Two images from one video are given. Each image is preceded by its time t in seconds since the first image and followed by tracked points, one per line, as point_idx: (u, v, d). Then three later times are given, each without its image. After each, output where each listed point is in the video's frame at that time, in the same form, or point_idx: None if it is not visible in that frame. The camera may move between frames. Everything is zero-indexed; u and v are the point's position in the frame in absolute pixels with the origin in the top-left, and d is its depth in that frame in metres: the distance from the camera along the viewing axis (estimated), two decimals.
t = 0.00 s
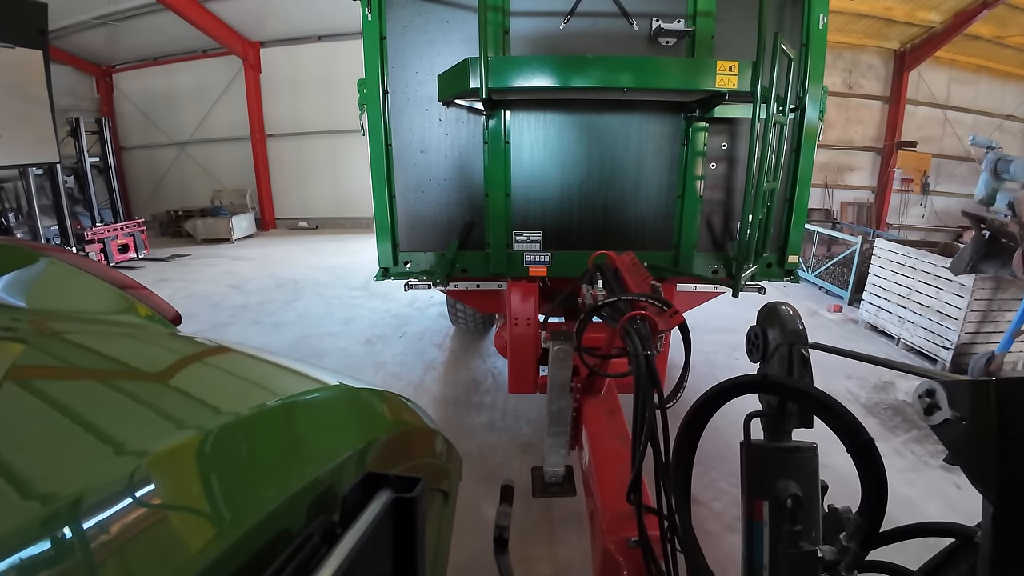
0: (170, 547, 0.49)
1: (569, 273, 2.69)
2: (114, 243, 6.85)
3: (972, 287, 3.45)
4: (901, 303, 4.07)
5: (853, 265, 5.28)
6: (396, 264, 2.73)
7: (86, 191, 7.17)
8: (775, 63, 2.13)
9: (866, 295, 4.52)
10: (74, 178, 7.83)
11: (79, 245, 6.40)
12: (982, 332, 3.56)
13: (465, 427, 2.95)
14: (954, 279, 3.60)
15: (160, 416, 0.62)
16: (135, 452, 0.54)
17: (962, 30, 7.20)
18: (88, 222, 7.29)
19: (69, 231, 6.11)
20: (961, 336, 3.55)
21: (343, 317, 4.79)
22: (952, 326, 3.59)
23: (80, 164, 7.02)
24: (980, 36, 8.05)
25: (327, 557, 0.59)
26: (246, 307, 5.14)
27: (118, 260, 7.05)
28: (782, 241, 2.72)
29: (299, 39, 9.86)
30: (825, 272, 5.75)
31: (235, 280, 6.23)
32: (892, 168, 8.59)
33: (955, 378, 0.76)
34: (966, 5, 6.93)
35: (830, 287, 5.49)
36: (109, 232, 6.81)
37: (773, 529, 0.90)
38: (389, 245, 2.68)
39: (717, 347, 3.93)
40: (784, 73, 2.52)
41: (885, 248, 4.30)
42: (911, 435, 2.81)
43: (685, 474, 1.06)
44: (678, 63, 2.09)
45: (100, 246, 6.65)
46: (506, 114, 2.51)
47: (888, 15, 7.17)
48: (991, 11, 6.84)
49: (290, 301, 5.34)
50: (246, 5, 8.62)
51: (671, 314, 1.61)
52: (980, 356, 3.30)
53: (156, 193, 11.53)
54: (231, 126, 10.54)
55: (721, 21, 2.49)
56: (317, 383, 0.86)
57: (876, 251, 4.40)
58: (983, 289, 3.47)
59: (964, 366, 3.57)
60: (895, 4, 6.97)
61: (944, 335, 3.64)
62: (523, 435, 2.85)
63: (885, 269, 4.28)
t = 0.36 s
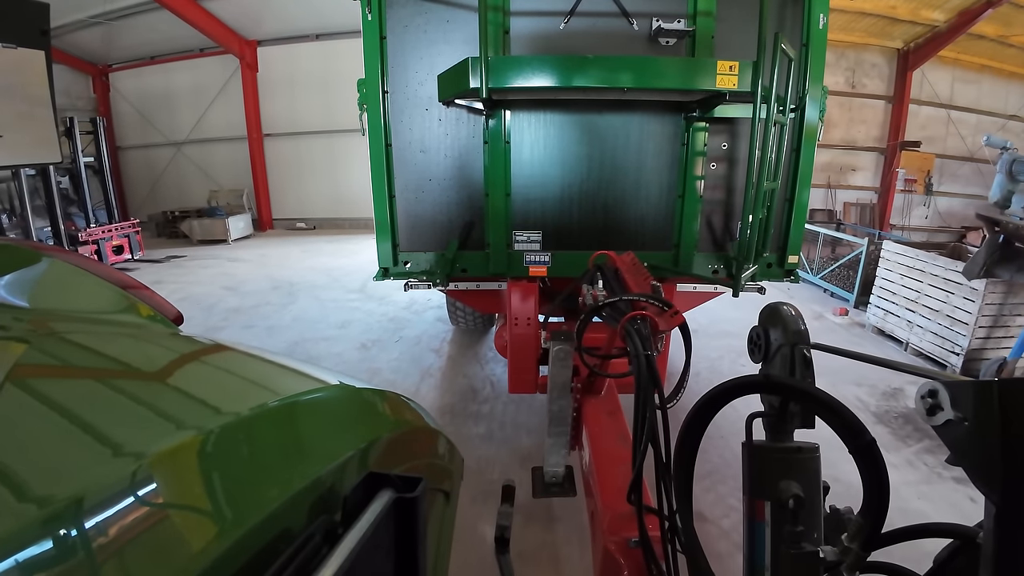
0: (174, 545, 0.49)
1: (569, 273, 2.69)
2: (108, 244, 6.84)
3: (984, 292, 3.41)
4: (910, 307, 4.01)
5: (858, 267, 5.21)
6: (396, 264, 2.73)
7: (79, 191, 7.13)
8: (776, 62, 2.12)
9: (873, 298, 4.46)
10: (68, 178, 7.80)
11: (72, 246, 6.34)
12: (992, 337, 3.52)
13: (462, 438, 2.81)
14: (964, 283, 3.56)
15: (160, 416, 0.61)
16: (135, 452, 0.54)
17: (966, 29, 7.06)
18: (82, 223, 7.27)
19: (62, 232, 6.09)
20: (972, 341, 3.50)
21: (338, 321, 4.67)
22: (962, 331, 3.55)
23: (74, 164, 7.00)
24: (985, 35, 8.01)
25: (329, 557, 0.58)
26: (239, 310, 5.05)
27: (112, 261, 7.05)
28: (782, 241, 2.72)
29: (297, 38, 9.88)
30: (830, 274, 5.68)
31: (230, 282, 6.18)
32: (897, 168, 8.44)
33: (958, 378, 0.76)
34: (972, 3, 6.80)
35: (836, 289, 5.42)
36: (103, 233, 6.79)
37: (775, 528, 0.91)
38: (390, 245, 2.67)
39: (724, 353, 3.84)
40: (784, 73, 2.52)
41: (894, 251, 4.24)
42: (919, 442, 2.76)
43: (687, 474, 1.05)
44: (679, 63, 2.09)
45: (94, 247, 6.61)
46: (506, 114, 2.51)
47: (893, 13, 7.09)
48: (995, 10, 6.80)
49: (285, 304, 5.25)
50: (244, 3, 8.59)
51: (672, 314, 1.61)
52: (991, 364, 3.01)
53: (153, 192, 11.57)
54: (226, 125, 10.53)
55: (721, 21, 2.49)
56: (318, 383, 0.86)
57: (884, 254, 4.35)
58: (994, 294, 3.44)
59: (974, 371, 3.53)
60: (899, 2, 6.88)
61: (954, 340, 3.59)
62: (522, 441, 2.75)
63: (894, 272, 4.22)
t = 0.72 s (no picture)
0: (172, 545, 0.49)
1: (568, 273, 2.70)
2: (102, 246, 6.83)
3: (996, 297, 3.36)
4: (918, 311, 3.96)
5: (865, 269, 5.14)
6: (396, 264, 2.73)
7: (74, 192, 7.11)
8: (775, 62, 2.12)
9: (879, 301, 4.40)
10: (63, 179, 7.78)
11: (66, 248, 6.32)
12: (1003, 342, 3.48)
13: (460, 443, 2.77)
14: (975, 288, 3.51)
15: (155, 416, 0.61)
16: (131, 454, 0.53)
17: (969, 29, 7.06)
18: (77, 224, 7.25)
19: (55, 233, 6.06)
20: (983, 347, 3.46)
21: (333, 324, 4.59)
22: (973, 336, 3.50)
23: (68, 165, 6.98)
24: (989, 34, 7.99)
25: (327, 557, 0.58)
26: (235, 313, 5.01)
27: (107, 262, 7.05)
28: (782, 241, 2.72)
29: (294, 37, 9.87)
30: (834, 276, 5.60)
31: (225, 284, 6.13)
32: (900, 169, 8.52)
33: (956, 378, 0.76)
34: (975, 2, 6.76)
35: (841, 291, 5.36)
36: (97, 235, 6.78)
37: (773, 529, 0.91)
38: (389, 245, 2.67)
39: (727, 358, 3.76)
40: (784, 73, 2.51)
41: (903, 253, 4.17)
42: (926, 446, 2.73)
43: (685, 474, 1.05)
44: (679, 63, 2.09)
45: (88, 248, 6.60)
46: (506, 114, 2.51)
47: (895, 11, 6.99)
48: (998, 9, 6.79)
49: (280, 307, 5.17)
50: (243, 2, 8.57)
51: (670, 314, 1.61)
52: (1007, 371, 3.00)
53: (149, 193, 11.54)
54: (224, 125, 10.52)
55: (721, 21, 2.49)
56: (317, 383, 0.86)
57: (891, 256, 4.29)
58: (1006, 299, 3.39)
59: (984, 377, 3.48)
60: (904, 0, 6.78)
61: (964, 345, 3.54)
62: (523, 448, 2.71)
63: (902, 275, 4.15)
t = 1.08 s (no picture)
0: (171, 548, 0.49)
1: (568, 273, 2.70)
2: (96, 247, 6.82)
3: (1008, 301, 3.27)
4: (927, 315, 3.87)
5: (871, 272, 5.08)
6: (396, 264, 2.73)
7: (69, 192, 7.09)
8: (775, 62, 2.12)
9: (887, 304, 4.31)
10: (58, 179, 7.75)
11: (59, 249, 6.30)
12: (1015, 348, 3.39)
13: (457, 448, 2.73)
14: (986, 292, 3.43)
15: (153, 417, 0.61)
16: (128, 456, 0.53)
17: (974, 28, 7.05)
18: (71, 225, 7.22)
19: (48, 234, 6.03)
20: (994, 352, 3.38)
21: (328, 329, 4.50)
22: (984, 341, 3.41)
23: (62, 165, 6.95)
24: (993, 33, 7.97)
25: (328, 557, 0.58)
26: (229, 316, 4.95)
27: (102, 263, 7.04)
28: (781, 240, 2.72)
29: (292, 36, 9.86)
30: (840, 278, 5.50)
31: (220, 286, 6.08)
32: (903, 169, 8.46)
33: (956, 377, 0.77)
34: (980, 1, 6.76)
35: (847, 294, 5.29)
36: (92, 236, 6.77)
37: (773, 528, 0.90)
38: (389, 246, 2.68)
39: (730, 363, 3.68)
40: (783, 73, 2.52)
41: (911, 256, 4.08)
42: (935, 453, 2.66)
43: (685, 474, 1.05)
44: (680, 63, 2.09)
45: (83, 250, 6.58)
46: (506, 114, 2.51)
47: (900, 10, 6.95)
48: (1003, 8, 6.78)
49: (274, 310, 5.09)
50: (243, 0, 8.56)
51: (670, 314, 1.62)
52: None
53: (145, 194, 11.51)
54: (220, 125, 10.52)
55: (721, 20, 2.49)
56: (317, 384, 0.86)
57: (900, 259, 4.20)
58: (1018, 303, 3.30)
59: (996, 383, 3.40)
60: None
61: (976, 350, 3.45)
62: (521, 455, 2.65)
63: (911, 278, 4.06)
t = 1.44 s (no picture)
0: (167, 550, 0.49)
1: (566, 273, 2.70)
2: (91, 248, 6.79)
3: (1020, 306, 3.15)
4: (937, 320, 3.75)
5: (878, 274, 5.02)
6: (395, 264, 2.73)
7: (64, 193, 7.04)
8: (773, 62, 2.12)
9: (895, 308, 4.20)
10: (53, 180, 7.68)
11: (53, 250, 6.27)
12: None
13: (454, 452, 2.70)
14: (998, 296, 3.30)
15: (149, 419, 0.61)
16: (122, 458, 0.53)
17: (978, 27, 6.96)
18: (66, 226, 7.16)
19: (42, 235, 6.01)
20: (1005, 358, 3.25)
21: (323, 332, 4.44)
22: (995, 346, 3.28)
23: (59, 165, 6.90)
24: (996, 32, 7.95)
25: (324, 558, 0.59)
26: (222, 318, 4.89)
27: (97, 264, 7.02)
28: (780, 240, 2.73)
29: (289, 35, 9.85)
30: (845, 281, 5.46)
31: (214, 288, 6.04)
32: (907, 170, 8.52)
33: (951, 376, 0.77)
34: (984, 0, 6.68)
35: (852, 297, 5.22)
36: (87, 237, 6.73)
37: (770, 528, 0.91)
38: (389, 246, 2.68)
39: (731, 368, 3.63)
40: (782, 73, 2.52)
41: (919, 258, 3.95)
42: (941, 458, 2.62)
43: (682, 473, 1.05)
44: (679, 63, 2.09)
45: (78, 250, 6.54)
46: (505, 114, 2.52)
47: (904, 9, 6.95)
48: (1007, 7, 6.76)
49: (269, 313, 5.04)
50: None
51: (669, 314, 1.62)
52: None
53: (142, 194, 11.52)
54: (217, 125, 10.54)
55: (720, 20, 2.49)
56: (315, 384, 0.86)
57: (908, 261, 4.08)
58: None
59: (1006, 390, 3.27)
60: None
61: (986, 356, 3.32)
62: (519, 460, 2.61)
63: (919, 281, 3.94)
